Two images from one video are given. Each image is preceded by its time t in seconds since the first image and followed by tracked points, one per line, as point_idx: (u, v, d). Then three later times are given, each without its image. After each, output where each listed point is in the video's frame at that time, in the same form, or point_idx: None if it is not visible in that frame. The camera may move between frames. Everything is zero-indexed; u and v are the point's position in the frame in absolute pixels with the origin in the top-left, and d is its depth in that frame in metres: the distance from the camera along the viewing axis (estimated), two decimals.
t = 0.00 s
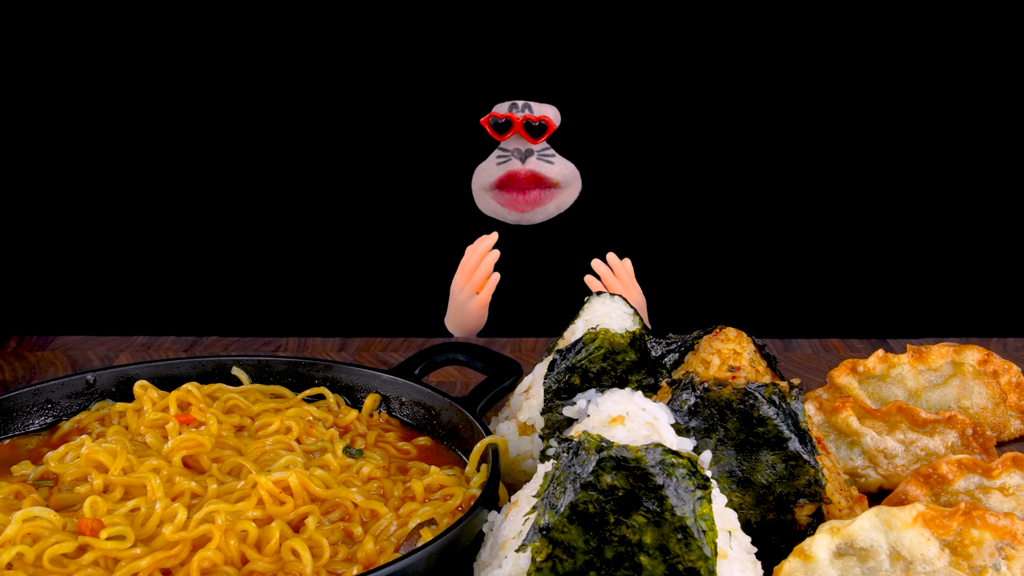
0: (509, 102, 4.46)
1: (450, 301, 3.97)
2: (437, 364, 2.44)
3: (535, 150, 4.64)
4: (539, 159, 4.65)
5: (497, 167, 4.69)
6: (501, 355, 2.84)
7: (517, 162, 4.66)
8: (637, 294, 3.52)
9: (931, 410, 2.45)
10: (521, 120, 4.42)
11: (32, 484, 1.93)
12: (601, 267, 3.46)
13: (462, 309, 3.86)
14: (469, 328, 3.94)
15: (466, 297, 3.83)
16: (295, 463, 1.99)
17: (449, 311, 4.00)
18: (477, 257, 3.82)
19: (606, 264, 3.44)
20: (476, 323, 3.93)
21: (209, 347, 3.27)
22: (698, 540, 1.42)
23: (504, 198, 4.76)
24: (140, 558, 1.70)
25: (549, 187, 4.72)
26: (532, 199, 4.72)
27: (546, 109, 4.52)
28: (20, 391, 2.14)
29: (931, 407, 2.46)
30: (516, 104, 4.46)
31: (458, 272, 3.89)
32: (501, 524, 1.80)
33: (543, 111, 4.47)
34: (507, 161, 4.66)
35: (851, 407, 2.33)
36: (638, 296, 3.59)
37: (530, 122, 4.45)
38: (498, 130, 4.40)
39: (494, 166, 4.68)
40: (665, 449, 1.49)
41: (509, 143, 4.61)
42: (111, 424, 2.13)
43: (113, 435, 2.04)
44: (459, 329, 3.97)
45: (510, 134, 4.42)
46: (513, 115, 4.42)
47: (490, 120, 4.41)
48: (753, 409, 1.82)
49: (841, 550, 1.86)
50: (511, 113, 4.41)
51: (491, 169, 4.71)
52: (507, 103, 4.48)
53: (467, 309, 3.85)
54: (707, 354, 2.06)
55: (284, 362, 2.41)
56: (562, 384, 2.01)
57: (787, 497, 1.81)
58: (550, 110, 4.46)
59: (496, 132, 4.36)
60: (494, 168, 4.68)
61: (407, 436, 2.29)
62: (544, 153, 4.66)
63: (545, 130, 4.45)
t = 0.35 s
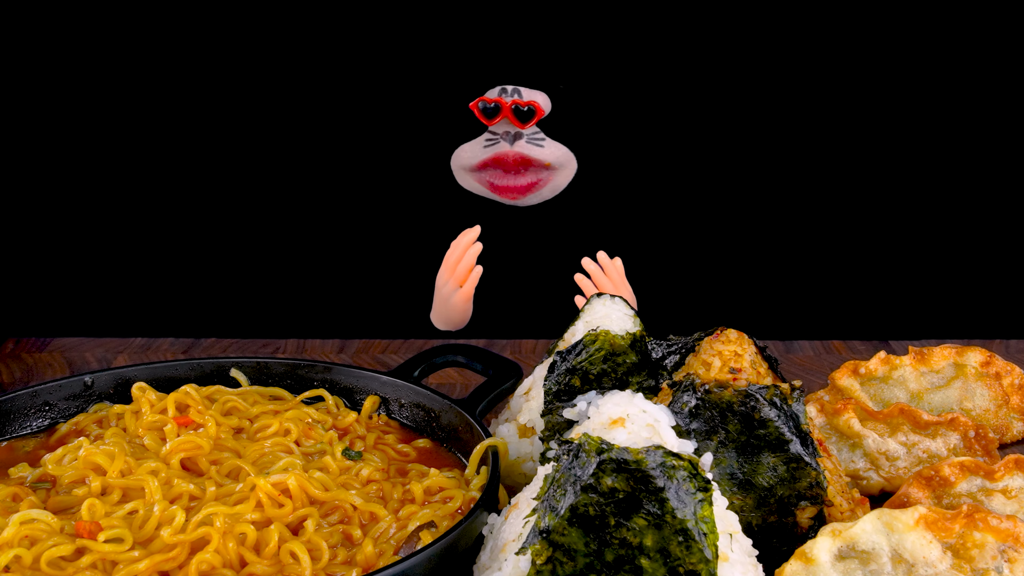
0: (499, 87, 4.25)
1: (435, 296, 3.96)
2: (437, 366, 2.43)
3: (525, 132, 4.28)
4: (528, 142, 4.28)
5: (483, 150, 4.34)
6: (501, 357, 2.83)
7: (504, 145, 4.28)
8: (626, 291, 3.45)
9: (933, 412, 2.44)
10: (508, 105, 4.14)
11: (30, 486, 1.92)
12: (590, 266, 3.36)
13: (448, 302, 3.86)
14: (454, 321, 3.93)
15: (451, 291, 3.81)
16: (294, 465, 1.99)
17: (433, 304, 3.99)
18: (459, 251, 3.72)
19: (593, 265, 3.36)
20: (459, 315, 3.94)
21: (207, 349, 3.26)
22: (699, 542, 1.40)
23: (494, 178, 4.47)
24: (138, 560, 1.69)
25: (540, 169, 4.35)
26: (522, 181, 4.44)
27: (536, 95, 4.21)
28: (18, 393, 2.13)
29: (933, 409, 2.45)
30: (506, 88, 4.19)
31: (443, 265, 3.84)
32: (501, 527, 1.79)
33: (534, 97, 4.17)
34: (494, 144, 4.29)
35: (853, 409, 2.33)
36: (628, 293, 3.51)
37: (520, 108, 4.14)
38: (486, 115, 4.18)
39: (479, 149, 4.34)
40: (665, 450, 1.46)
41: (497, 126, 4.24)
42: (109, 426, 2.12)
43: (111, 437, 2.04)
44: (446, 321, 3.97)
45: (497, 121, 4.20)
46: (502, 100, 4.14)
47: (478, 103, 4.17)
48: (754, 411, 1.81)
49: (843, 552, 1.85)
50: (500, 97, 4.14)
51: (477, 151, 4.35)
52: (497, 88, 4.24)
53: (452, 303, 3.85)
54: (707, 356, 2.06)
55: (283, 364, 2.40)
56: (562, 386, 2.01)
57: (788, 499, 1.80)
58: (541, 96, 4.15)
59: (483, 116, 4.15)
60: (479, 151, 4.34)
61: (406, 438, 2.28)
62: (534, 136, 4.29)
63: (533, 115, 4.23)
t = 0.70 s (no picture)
0: (504, 75, 4.59)
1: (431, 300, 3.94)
2: (436, 368, 2.42)
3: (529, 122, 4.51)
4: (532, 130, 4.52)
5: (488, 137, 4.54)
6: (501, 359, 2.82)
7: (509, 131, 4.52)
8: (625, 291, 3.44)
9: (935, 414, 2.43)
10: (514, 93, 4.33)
11: (27, 488, 1.91)
12: (589, 268, 3.34)
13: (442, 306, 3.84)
14: (449, 326, 3.92)
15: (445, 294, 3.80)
16: (293, 468, 1.98)
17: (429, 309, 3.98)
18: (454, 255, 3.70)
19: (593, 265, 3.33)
20: (454, 319, 3.92)
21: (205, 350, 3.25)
22: (700, 545, 1.39)
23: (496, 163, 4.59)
24: (137, 563, 1.68)
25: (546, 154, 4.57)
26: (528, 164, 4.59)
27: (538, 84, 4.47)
28: (15, 395, 2.12)
29: (935, 411, 2.44)
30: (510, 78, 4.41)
31: (437, 270, 3.83)
32: (501, 530, 1.78)
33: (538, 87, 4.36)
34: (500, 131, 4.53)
35: (855, 411, 2.32)
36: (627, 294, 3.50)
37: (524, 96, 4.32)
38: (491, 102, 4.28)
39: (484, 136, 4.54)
40: (667, 454, 1.46)
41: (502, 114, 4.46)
42: (107, 428, 2.11)
43: (109, 439, 2.03)
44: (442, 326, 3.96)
45: (501, 107, 4.31)
46: (506, 87, 4.34)
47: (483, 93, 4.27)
48: (756, 413, 1.80)
49: (844, 555, 1.84)
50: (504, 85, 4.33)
51: (479, 139, 4.56)
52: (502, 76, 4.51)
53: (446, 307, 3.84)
54: (708, 358, 2.06)
55: (281, 366, 2.39)
56: (562, 388, 1.99)
57: (789, 502, 1.79)
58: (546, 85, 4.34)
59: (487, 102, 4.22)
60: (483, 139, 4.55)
61: (406, 441, 2.27)
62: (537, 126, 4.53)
63: (539, 104, 4.32)
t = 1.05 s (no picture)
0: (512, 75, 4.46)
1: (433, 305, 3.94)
2: (436, 369, 2.41)
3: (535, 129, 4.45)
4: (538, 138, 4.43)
5: (493, 146, 4.49)
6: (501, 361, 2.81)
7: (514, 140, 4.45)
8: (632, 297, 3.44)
9: (937, 416, 2.42)
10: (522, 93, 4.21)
11: (25, 491, 1.90)
12: (597, 274, 3.35)
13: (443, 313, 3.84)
14: (455, 330, 3.89)
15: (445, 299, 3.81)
16: (291, 470, 1.97)
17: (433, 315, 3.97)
18: (457, 260, 3.73)
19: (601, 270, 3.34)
20: (460, 325, 3.89)
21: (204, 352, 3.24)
22: (701, 548, 1.38)
23: (501, 175, 4.54)
24: (135, 566, 1.68)
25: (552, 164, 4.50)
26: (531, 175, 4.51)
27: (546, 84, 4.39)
28: (13, 397, 2.11)
29: (937, 413, 2.43)
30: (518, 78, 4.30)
31: (440, 276, 3.84)
32: (501, 532, 1.77)
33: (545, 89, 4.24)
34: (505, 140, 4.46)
35: (857, 414, 2.31)
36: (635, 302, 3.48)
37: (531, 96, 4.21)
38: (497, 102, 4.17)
39: (490, 145, 4.49)
40: (667, 455, 1.45)
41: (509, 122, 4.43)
42: (105, 430, 2.10)
43: (107, 441, 2.02)
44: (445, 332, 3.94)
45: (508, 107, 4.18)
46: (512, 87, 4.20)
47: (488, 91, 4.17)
48: (757, 415, 1.79)
49: (846, 558, 1.83)
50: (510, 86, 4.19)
51: (485, 147, 4.51)
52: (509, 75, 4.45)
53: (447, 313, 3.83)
54: (709, 360, 2.04)
55: (280, 367, 2.38)
56: (563, 390, 1.98)
57: (791, 504, 1.78)
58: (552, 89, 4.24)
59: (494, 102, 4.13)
60: (489, 147, 4.50)
61: (405, 443, 2.26)
62: (544, 133, 4.45)
63: (545, 104, 4.24)
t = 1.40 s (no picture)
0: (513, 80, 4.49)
1: (434, 309, 3.94)
2: (436, 371, 2.40)
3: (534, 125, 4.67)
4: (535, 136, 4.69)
5: (493, 140, 4.73)
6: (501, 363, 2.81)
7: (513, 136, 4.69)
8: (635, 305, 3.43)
9: (940, 418, 2.41)
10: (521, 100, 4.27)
11: (22, 493, 1.89)
12: (599, 281, 3.33)
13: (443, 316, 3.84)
14: (454, 333, 3.87)
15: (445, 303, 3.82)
16: (291, 472, 1.96)
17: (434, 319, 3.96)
18: (455, 263, 3.73)
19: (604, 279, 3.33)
20: (459, 329, 3.88)
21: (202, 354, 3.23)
22: (701, 550, 1.37)
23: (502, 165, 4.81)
24: (133, 568, 1.67)
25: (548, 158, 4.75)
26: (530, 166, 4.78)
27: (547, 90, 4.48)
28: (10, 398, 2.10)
29: (939, 415, 2.42)
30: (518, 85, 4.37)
31: (439, 280, 3.87)
32: (502, 535, 1.76)
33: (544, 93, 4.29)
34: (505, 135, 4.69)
35: (858, 416, 2.30)
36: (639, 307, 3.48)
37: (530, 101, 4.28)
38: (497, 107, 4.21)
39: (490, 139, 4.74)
40: (668, 458, 1.43)
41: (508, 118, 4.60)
42: (103, 433, 2.09)
43: (105, 443, 2.01)
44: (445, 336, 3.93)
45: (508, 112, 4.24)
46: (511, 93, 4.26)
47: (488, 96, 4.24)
48: (758, 417, 1.78)
49: (848, 560, 1.82)
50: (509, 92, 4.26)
51: (488, 142, 4.75)
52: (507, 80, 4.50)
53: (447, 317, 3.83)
54: (710, 361, 2.03)
55: (279, 370, 2.37)
56: (563, 392, 1.97)
57: (792, 507, 1.77)
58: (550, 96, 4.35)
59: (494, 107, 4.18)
60: (489, 142, 4.74)
61: (405, 445, 2.25)
62: (540, 130, 4.68)
63: (544, 109, 4.32)
